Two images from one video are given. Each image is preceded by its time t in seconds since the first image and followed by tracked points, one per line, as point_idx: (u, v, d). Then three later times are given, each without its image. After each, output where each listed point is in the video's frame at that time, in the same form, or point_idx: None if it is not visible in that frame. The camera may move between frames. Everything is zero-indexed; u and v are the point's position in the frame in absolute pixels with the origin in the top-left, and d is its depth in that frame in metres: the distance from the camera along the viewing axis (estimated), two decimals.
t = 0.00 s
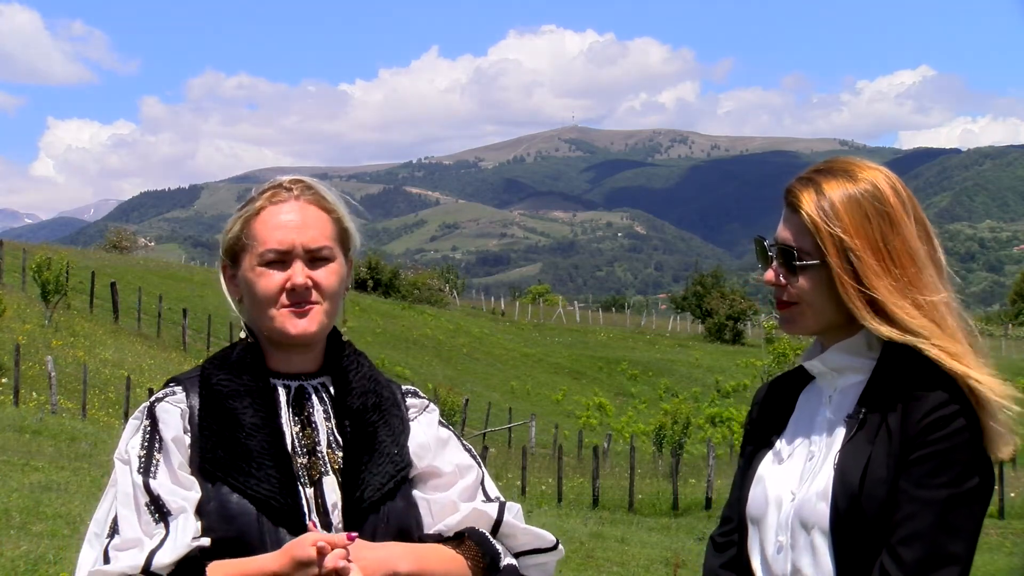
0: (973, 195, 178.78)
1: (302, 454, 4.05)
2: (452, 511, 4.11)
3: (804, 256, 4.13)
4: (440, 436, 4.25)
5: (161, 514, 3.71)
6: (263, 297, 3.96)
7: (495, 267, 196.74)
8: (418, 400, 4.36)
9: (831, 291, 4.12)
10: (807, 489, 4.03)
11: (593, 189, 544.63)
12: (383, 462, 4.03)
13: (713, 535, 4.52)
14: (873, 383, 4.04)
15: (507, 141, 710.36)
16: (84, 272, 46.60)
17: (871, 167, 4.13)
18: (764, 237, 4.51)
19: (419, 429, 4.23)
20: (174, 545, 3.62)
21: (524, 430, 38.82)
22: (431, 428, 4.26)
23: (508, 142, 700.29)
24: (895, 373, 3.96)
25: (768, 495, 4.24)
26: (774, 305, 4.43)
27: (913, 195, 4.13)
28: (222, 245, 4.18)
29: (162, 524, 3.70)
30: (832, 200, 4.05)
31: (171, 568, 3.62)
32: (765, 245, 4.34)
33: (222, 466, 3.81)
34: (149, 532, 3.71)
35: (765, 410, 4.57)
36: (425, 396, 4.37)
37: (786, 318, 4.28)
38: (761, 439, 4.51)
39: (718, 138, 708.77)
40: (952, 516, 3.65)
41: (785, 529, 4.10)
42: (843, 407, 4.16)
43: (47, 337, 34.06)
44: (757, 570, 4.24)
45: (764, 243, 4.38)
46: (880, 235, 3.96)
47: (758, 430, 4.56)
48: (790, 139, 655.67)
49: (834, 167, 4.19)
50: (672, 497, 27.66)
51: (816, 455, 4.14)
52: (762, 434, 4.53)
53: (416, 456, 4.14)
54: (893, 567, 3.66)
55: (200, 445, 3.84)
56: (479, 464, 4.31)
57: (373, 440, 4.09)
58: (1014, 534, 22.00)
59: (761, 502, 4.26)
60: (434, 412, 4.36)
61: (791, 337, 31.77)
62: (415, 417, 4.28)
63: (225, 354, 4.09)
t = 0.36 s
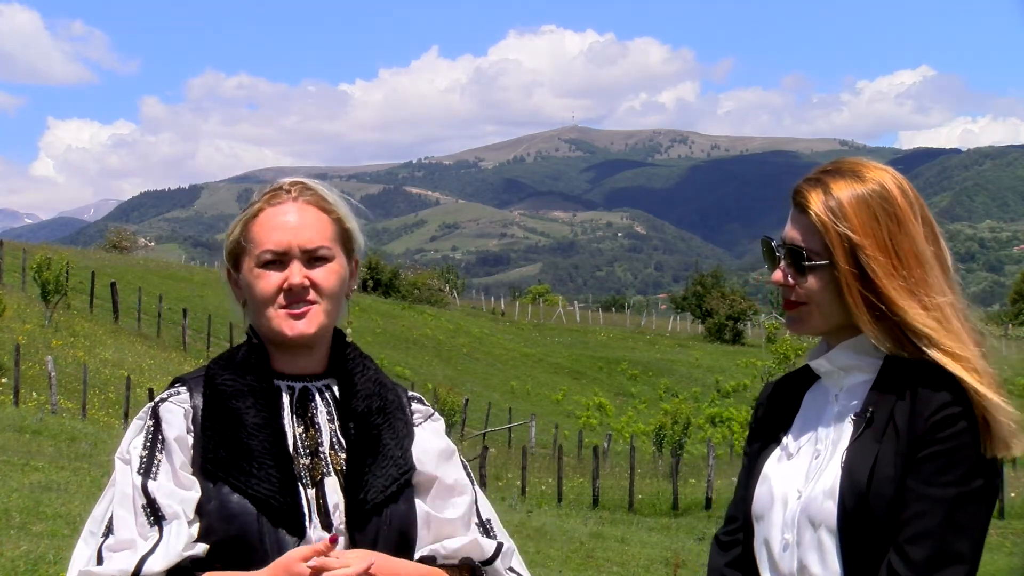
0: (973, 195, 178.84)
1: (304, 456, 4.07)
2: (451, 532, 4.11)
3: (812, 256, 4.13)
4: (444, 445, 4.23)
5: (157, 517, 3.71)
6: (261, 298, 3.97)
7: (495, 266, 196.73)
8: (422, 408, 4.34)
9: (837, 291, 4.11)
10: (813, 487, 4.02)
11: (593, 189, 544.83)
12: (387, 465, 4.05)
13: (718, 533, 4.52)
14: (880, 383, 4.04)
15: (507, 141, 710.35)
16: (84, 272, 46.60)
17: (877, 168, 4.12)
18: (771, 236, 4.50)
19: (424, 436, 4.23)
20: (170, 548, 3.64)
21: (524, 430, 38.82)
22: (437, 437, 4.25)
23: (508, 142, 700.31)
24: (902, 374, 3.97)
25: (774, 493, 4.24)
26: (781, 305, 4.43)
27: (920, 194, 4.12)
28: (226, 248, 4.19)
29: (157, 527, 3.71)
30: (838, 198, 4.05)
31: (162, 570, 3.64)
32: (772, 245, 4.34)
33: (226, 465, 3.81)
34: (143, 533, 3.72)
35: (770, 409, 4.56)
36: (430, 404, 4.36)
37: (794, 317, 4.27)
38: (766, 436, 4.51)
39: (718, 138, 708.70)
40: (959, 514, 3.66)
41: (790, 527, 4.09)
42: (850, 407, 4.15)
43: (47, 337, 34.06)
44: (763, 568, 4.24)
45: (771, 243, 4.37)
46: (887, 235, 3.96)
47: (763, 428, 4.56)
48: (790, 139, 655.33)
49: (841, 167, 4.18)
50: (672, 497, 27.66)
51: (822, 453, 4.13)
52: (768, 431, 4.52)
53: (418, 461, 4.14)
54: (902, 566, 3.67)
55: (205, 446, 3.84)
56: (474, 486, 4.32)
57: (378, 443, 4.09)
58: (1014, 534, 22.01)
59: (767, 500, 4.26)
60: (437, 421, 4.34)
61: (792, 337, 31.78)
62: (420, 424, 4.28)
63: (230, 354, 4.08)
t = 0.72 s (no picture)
0: (973, 195, 178.87)
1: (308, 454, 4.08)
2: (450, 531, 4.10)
3: (818, 256, 4.13)
4: (443, 445, 4.25)
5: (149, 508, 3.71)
6: (272, 298, 3.96)
7: (495, 267, 196.70)
8: (419, 405, 4.36)
9: (843, 290, 4.11)
10: (818, 488, 4.03)
11: (593, 189, 544.90)
12: (393, 459, 4.05)
13: (723, 533, 4.53)
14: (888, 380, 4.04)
15: (506, 142, 710.35)
16: (84, 272, 46.60)
17: (885, 168, 4.12)
18: (778, 236, 4.52)
19: (423, 434, 4.25)
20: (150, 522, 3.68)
21: (524, 430, 38.82)
22: (435, 436, 4.27)
23: (508, 141, 700.29)
24: (907, 374, 3.96)
25: (779, 493, 4.25)
26: (788, 304, 4.44)
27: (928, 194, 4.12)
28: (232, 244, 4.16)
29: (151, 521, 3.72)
30: (846, 198, 4.05)
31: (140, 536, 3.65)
32: (778, 245, 4.36)
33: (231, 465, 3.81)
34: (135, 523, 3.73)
35: (777, 408, 4.58)
36: (426, 401, 4.37)
37: (798, 317, 4.27)
38: (773, 434, 4.52)
39: (717, 138, 708.82)
40: (965, 514, 3.65)
41: (796, 526, 4.09)
42: (856, 403, 4.16)
43: (47, 337, 34.06)
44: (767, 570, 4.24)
45: (777, 242, 4.40)
46: (899, 235, 3.96)
47: (770, 428, 4.57)
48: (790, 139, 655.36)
49: (848, 167, 4.19)
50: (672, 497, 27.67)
51: (827, 453, 4.14)
52: (774, 430, 4.54)
53: (420, 457, 4.16)
54: (906, 566, 3.65)
55: (209, 445, 3.84)
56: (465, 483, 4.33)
57: (384, 438, 4.11)
58: (1013, 534, 22.00)
59: (773, 500, 4.26)
60: (433, 417, 4.35)
61: (792, 337, 31.80)
62: (417, 421, 4.29)
63: (229, 353, 4.06)
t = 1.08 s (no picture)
0: (973, 195, 178.86)
1: (307, 455, 4.06)
2: (435, 524, 4.27)
3: (821, 254, 4.14)
4: (426, 439, 4.41)
5: (177, 529, 3.68)
6: (310, 314, 4.01)
7: (494, 266, 196.72)
8: (399, 401, 4.49)
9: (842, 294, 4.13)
10: (820, 488, 4.03)
11: (593, 189, 544.96)
12: (389, 458, 4.20)
13: (726, 532, 4.54)
14: (889, 381, 4.05)
15: (507, 142, 710.45)
16: (84, 272, 46.58)
17: (891, 169, 4.11)
18: (783, 234, 4.52)
19: (409, 429, 4.39)
20: (200, 557, 3.61)
21: (524, 430, 38.82)
22: (418, 429, 4.42)
23: (508, 141, 700.42)
24: (908, 379, 3.98)
25: (782, 493, 4.24)
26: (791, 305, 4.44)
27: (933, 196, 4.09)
28: (257, 237, 4.12)
29: (179, 540, 3.68)
30: (850, 197, 4.05)
31: None
32: (783, 244, 4.35)
33: (238, 469, 3.83)
34: (165, 545, 3.69)
35: (783, 409, 4.58)
36: (404, 397, 4.50)
37: (803, 316, 4.27)
38: (778, 434, 4.52)
39: (717, 138, 708.76)
40: (966, 517, 3.64)
41: (796, 527, 4.10)
42: (858, 406, 4.17)
43: (47, 337, 34.06)
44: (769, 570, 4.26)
45: (782, 240, 4.39)
46: (899, 239, 3.95)
47: (775, 427, 4.57)
48: (790, 139, 655.39)
49: (854, 167, 4.18)
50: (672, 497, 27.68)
51: (830, 455, 4.14)
52: (779, 429, 4.54)
53: (409, 455, 4.31)
54: (905, 567, 3.66)
55: (216, 451, 3.84)
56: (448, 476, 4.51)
57: (377, 435, 4.25)
58: (1013, 534, 22.00)
59: (776, 500, 4.27)
60: (412, 411, 4.49)
61: (791, 337, 31.81)
62: (399, 417, 4.42)
63: (217, 356, 4.10)
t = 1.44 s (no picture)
0: (973, 195, 178.83)
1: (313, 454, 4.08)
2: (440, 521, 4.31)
3: (817, 254, 4.14)
4: (429, 438, 4.42)
5: (190, 523, 3.66)
6: (310, 305, 4.01)
7: (494, 267, 196.68)
8: (402, 401, 4.50)
9: (841, 293, 4.13)
10: (815, 489, 4.04)
11: (593, 188, 544.85)
12: (392, 458, 4.22)
13: (721, 533, 4.54)
14: (883, 383, 4.05)
15: (507, 142, 710.52)
16: (84, 272, 46.58)
17: (889, 168, 4.11)
18: (780, 235, 4.53)
19: (411, 428, 4.40)
20: (220, 554, 3.62)
21: (524, 430, 38.81)
22: (421, 428, 4.44)
23: (508, 141, 700.39)
24: (904, 380, 3.96)
25: (776, 494, 4.26)
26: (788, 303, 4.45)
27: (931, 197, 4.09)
28: (252, 235, 4.13)
29: (194, 534, 3.66)
30: (848, 197, 4.06)
31: None
32: (780, 243, 4.36)
33: (245, 469, 3.86)
34: (178, 540, 3.65)
35: (778, 409, 4.60)
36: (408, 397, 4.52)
37: (800, 316, 4.29)
38: (775, 434, 4.53)
39: (717, 138, 708.73)
40: (960, 519, 3.61)
41: (791, 529, 4.11)
42: (854, 407, 4.17)
43: (47, 337, 34.06)
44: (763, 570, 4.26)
45: (780, 240, 4.39)
46: (893, 238, 3.95)
47: (771, 427, 4.59)
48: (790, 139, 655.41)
49: (852, 167, 4.18)
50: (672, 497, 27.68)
51: (825, 457, 4.15)
52: (775, 430, 4.55)
53: (412, 454, 4.32)
54: (898, 569, 3.66)
55: (221, 451, 3.85)
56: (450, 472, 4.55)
57: (381, 436, 4.28)
58: (1013, 534, 22.00)
59: (770, 502, 4.27)
60: (415, 410, 4.51)
61: (791, 337, 31.82)
62: (402, 416, 4.44)
63: (224, 350, 4.09)
